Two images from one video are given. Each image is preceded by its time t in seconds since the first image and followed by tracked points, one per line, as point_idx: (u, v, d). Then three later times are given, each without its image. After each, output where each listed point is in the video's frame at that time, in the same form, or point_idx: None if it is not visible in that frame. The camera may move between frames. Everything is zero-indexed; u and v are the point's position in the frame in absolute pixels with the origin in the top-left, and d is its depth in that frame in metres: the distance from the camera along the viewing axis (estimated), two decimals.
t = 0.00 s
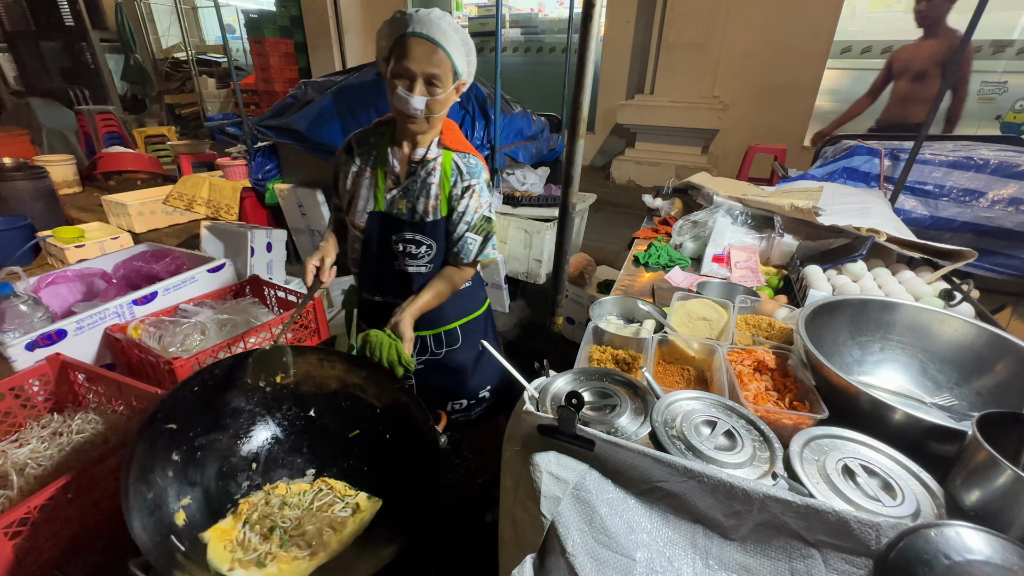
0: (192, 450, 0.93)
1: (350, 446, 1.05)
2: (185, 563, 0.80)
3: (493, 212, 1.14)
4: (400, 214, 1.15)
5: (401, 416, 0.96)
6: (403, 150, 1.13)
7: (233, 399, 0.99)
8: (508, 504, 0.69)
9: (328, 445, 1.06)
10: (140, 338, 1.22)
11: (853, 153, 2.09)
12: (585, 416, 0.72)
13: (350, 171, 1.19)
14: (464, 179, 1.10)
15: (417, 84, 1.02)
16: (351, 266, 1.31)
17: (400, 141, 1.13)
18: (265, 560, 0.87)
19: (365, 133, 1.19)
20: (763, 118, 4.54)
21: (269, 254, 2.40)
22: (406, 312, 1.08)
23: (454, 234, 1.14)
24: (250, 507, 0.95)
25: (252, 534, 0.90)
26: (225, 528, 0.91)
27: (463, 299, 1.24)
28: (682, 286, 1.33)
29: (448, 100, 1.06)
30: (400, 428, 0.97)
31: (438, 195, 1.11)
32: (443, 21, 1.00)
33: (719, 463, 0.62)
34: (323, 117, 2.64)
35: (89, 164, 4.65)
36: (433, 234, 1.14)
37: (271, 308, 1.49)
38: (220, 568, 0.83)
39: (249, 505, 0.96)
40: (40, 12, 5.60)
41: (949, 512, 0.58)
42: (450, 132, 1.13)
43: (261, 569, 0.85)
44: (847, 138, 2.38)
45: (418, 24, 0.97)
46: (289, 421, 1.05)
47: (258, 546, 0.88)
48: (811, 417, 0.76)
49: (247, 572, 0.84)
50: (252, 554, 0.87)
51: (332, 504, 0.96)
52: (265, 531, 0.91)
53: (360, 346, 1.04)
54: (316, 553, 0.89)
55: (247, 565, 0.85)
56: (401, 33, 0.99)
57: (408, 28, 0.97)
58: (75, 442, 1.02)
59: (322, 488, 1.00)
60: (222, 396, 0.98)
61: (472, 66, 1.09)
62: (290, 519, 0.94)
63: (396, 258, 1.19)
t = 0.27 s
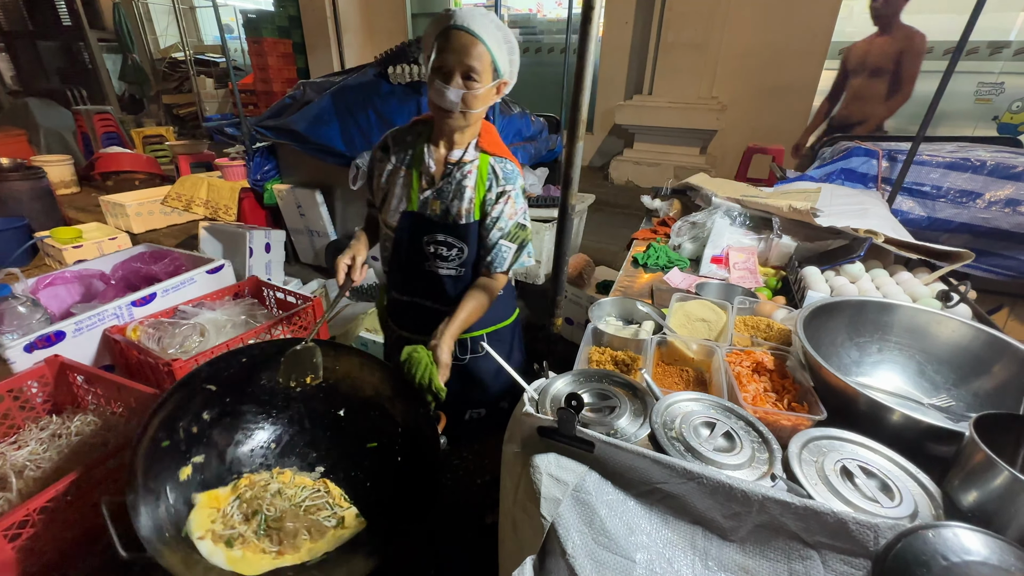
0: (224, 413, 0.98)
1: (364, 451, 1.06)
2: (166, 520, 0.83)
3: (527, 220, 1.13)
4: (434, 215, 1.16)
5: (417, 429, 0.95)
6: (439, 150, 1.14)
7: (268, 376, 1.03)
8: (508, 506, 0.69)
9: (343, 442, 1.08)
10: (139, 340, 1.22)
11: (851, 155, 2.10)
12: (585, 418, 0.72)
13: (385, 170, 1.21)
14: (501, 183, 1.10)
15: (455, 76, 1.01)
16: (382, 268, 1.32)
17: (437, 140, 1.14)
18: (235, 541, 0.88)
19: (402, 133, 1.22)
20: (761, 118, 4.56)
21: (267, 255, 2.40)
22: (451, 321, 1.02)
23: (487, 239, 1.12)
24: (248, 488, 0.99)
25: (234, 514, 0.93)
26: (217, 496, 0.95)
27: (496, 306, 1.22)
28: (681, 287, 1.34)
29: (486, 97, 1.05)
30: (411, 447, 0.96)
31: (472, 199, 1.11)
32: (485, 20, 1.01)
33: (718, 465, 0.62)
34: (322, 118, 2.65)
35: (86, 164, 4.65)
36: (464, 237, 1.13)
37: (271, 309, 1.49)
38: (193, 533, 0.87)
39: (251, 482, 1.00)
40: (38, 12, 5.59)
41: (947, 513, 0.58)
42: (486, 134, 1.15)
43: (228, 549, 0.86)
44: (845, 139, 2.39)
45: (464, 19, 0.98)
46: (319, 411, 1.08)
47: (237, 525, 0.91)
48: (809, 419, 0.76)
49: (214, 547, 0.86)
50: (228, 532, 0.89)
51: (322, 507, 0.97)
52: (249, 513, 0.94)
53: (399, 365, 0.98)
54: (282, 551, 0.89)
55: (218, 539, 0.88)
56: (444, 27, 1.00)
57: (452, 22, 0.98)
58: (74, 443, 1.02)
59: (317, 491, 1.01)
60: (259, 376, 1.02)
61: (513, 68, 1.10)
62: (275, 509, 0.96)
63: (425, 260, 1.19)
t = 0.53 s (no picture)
0: (273, 432, 1.05)
1: (421, 430, 1.17)
2: (263, 542, 0.93)
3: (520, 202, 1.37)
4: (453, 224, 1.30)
5: (466, 407, 1.06)
6: (443, 160, 1.27)
7: (309, 390, 1.11)
8: (519, 505, 0.71)
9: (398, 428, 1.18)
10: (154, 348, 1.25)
11: (851, 156, 2.11)
12: (592, 418, 0.73)
13: (387, 197, 1.25)
14: (499, 172, 1.33)
15: (450, 85, 1.18)
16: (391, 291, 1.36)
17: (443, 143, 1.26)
18: (334, 536, 0.98)
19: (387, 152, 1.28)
20: (762, 121, 4.57)
21: (275, 264, 2.43)
22: (459, 299, 1.22)
23: (494, 226, 1.33)
24: (332, 484, 1.07)
25: (325, 511, 1.02)
26: (308, 503, 1.04)
27: (484, 308, 1.36)
28: (684, 290, 1.35)
29: (484, 98, 1.19)
30: (463, 420, 1.06)
31: (484, 193, 1.30)
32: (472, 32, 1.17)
33: (723, 462, 0.64)
34: (327, 128, 2.69)
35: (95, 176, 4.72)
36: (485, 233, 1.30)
37: (280, 316, 1.51)
38: (296, 544, 0.95)
39: (331, 482, 1.08)
40: (47, 28, 5.70)
41: (949, 507, 0.59)
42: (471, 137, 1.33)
43: (329, 546, 0.96)
44: (845, 141, 2.41)
45: (469, 35, 1.15)
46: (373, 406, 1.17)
47: (330, 523, 0.99)
48: (813, 417, 0.77)
49: (317, 548, 0.95)
50: (325, 531, 0.98)
51: (401, 484, 1.07)
52: (336, 509, 1.02)
53: (414, 326, 1.14)
54: (379, 530, 1.00)
55: (319, 540, 0.97)
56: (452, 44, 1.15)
57: (460, 39, 1.14)
58: (92, 450, 1.04)
59: (390, 467, 1.11)
60: (298, 389, 1.09)
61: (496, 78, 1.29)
62: (357, 498, 1.04)
63: (455, 267, 1.32)
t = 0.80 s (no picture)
0: (270, 437, 1.05)
1: (419, 431, 1.17)
2: (266, 550, 0.91)
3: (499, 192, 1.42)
4: (441, 223, 1.32)
5: (464, 407, 1.06)
6: (421, 160, 1.28)
7: (303, 395, 1.11)
8: (519, 506, 0.71)
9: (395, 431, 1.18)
10: (155, 349, 1.25)
11: (853, 155, 2.10)
12: (593, 420, 0.73)
13: (373, 204, 1.24)
14: (477, 164, 1.36)
15: (422, 80, 1.19)
16: (383, 297, 1.36)
17: (423, 140, 1.25)
18: (338, 540, 0.97)
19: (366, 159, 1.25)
20: (764, 120, 4.57)
21: (275, 265, 2.44)
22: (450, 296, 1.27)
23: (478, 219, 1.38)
24: (333, 490, 1.07)
25: (329, 516, 1.01)
26: (311, 510, 1.03)
27: (474, 303, 1.40)
28: (685, 290, 1.35)
29: (456, 87, 1.20)
30: (461, 418, 1.07)
31: (467, 189, 1.33)
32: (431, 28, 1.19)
33: (725, 463, 0.64)
34: (328, 128, 2.68)
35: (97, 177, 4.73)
36: (471, 227, 1.35)
37: (281, 317, 1.51)
38: (300, 551, 0.95)
39: (331, 487, 1.08)
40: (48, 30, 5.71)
41: (952, 509, 0.59)
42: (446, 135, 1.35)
43: (334, 549, 0.95)
44: (847, 140, 2.40)
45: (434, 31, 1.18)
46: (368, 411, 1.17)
47: (333, 527, 0.99)
48: (815, 418, 0.77)
49: (322, 553, 0.94)
50: (328, 536, 0.98)
51: (402, 484, 1.08)
52: (339, 513, 1.02)
53: (402, 327, 1.13)
54: (383, 531, 1.00)
55: (323, 545, 0.96)
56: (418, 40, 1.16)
57: (426, 36, 1.16)
58: (93, 451, 1.04)
59: (390, 467, 1.12)
60: (290, 394, 1.09)
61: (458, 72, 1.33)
62: (358, 501, 1.04)
63: (447, 264, 1.35)
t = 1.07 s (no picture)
0: (271, 437, 1.05)
1: (419, 430, 1.17)
2: (268, 552, 0.91)
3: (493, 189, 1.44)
4: (440, 221, 1.32)
5: (463, 407, 1.06)
6: (416, 159, 1.28)
7: (303, 395, 1.10)
8: (520, 507, 0.71)
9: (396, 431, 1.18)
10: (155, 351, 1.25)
11: (854, 154, 2.10)
12: (593, 420, 0.73)
13: (372, 205, 1.24)
14: (471, 161, 1.37)
15: (411, 77, 1.19)
16: (384, 298, 1.36)
17: (420, 138, 1.26)
18: (340, 541, 0.97)
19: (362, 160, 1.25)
20: (764, 119, 4.56)
21: (276, 265, 2.45)
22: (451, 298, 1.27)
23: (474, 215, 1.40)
24: (334, 491, 1.08)
25: (330, 517, 1.02)
26: (312, 512, 1.04)
27: (473, 302, 1.41)
28: (685, 290, 1.35)
29: (445, 81, 1.21)
30: (460, 419, 1.07)
31: (464, 186, 1.34)
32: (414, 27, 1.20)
33: (726, 464, 0.64)
34: (328, 129, 2.69)
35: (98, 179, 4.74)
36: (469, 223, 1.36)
37: (282, 318, 1.51)
38: (301, 552, 0.95)
39: (332, 488, 1.09)
40: (48, 32, 5.71)
41: (953, 508, 0.59)
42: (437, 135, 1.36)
43: (336, 550, 0.96)
44: (848, 139, 2.39)
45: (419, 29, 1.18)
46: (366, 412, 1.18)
47: (335, 528, 1.00)
48: (816, 417, 0.77)
49: (324, 554, 0.95)
50: (330, 537, 0.98)
51: (403, 484, 1.08)
52: (340, 514, 1.03)
53: (401, 328, 1.14)
54: (384, 531, 1.00)
55: (325, 546, 0.97)
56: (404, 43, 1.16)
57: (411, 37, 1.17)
58: (94, 453, 1.04)
59: (390, 468, 1.13)
60: (290, 395, 1.08)
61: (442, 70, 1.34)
62: (359, 502, 1.05)
63: (447, 261, 1.36)
